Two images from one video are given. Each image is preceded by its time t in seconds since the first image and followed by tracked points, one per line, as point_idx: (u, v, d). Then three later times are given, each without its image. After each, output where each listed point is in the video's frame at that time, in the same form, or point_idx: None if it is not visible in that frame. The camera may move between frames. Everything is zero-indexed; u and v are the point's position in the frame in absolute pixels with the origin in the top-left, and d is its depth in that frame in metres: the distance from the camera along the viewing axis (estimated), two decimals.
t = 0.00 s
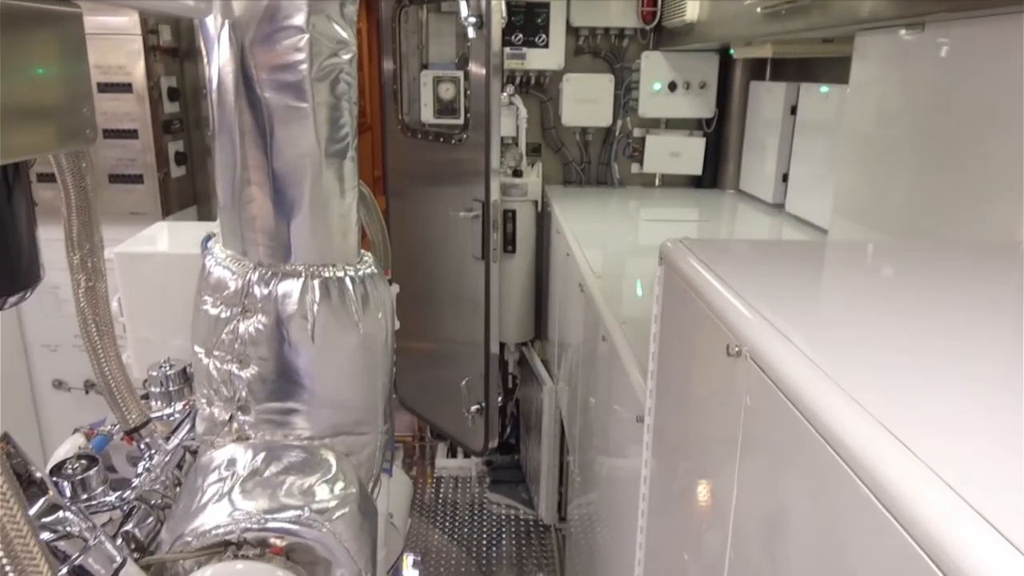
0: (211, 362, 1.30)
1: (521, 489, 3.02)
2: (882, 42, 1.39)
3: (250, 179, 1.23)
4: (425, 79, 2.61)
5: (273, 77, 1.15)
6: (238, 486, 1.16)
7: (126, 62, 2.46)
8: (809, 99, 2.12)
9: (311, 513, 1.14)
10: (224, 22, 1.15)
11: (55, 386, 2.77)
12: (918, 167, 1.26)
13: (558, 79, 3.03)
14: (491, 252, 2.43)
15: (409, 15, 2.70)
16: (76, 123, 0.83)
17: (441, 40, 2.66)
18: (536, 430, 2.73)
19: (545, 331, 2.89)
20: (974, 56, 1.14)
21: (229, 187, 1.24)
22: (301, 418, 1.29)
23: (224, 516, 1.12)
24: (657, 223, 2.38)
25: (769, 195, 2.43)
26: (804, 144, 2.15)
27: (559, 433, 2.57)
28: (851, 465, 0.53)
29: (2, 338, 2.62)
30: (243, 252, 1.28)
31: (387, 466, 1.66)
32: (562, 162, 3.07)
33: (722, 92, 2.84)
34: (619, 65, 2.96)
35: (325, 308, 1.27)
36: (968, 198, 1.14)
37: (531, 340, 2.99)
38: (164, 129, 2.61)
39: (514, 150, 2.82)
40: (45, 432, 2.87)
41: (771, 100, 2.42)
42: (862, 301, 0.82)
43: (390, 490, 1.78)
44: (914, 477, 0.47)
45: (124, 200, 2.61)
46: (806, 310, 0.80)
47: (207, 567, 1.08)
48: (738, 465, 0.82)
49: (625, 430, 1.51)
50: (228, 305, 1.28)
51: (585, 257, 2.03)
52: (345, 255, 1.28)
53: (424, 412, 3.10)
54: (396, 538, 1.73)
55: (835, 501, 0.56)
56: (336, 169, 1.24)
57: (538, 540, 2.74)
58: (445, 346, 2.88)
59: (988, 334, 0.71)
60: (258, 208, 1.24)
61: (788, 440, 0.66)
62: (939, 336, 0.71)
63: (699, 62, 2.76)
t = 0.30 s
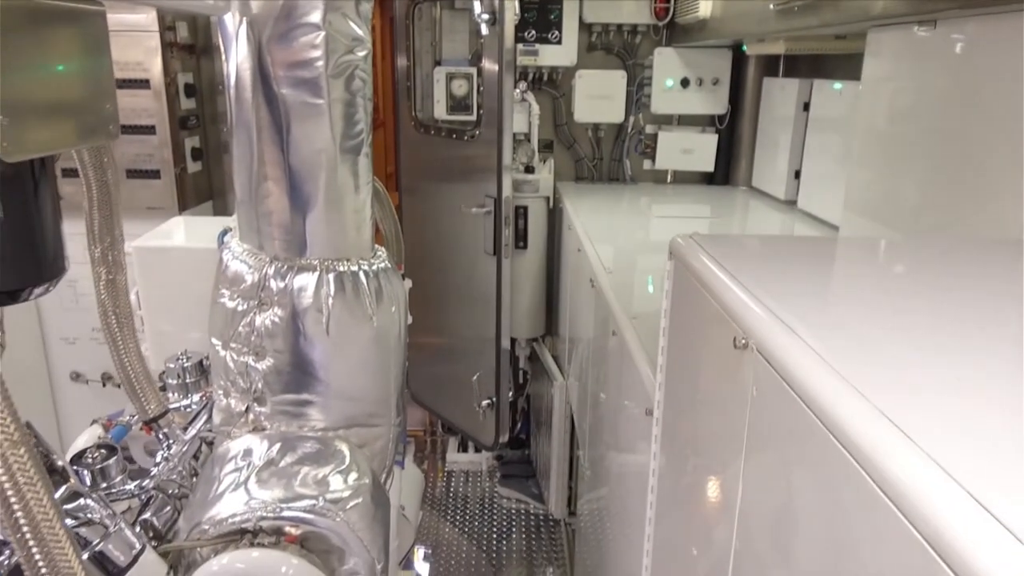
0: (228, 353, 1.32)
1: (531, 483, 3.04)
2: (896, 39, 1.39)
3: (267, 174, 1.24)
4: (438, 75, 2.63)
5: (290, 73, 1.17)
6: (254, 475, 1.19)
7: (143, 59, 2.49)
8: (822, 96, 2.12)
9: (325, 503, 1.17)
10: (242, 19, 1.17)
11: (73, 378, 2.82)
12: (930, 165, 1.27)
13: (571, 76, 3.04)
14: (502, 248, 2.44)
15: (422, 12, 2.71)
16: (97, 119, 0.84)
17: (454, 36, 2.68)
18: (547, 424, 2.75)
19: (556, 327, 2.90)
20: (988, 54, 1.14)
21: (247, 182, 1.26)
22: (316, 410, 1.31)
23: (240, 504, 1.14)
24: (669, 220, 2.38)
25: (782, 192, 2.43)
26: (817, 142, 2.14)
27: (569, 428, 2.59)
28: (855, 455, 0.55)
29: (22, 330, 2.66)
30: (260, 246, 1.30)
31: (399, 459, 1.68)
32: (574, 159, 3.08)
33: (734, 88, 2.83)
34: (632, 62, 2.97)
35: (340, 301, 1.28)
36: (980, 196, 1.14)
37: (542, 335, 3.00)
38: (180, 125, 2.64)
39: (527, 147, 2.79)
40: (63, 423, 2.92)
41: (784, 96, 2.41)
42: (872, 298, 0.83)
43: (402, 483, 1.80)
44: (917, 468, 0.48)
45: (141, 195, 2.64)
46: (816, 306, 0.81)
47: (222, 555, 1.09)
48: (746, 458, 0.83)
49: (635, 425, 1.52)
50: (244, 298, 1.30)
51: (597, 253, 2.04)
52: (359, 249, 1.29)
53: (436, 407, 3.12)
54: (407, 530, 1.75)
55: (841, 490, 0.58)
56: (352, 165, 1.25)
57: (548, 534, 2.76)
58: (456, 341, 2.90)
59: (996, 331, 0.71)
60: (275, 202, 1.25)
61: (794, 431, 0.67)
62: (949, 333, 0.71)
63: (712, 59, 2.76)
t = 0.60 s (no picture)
0: (236, 351, 1.33)
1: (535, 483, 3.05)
2: (899, 42, 1.40)
3: (276, 175, 1.26)
4: (443, 76, 2.64)
5: (299, 76, 1.18)
6: (263, 472, 1.20)
7: (152, 60, 2.51)
8: (826, 97, 2.13)
9: (332, 499, 1.18)
10: (253, 23, 1.19)
11: (81, 377, 2.84)
12: (931, 168, 1.28)
13: (576, 77, 3.05)
14: (507, 248, 2.46)
15: (428, 14, 2.73)
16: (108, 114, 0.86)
17: (459, 38, 2.69)
18: (551, 424, 2.76)
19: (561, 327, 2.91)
20: (991, 57, 1.15)
21: (256, 183, 1.27)
22: (324, 408, 1.32)
23: (249, 500, 1.16)
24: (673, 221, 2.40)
25: (786, 193, 2.44)
26: (821, 143, 2.15)
27: (573, 427, 2.60)
28: (855, 454, 0.57)
29: (31, 329, 2.69)
30: (269, 246, 1.32)
31: (404, 457, 1.70)
32: (578, 159, 3.10)
33: (739, 89, 2.84)
34: (637, 63, 2.98)
35: (348, 300, 1.29)
36: (982, 198, 1.15)
37: (546, 335, 3.01)
38: (188, 126, 2.66)
39: (532, 147, 2.82)
40: (71, 422, 2.94)
41: (788, 97, 2.42)
42: (873, 299, 0.84)
43: (407, 481, 1.81)
44: (916, 468, 0.50)
45: (149, 195, 2.66)
46: (819, 307, 0.82)
47: (233, 549, 1.11)
48: (748, 459, 0.84)
49: (639, 425, 1.54)
50: (253, 297, 1.31)
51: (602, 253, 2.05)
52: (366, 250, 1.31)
53: (440, 406, 3.14)
54: (413, 528, 1.76)
55: (840, 488, 0.59)
56: (359, 166, 1.27)
57: (552, 533, 2.78)
58: (461, 341, 2.92)
59: (997, 333, 0.72)
60: (284, 203, 1.27)
61: (795, 430, 0.69)
62: (950, 334, 0.72)
63: (717, 60, 2.76)
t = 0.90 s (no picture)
0: (238, 348, 1.31)
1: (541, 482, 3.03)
2: (913, 33, 1.37)
3: (278, 168, 1.24)
4: (449, 72, 2.62)
5: (302, 67, 1.15)
6: (264, 470, 1.18)
7: (156, 56, 2.50)
8: (836, 92, 2.10)
9: (335, 498, 1.16)
10: (254, 13, 1.16)
11: (85, 374, 2.83)
12: (946, 162, 1.25)
13: (582, 73, 3.02)
14: (513, 245, 2.43)
15: (433, 9, 2.71)
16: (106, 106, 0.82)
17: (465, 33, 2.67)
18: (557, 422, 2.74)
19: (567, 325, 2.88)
20: (1009, 48, 1.12)
21: (258, 177, 1.25)
22: (326, 405, 1.30)
23: (250, 499, 1.14)
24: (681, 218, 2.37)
25: (795, 189, 2.41)
26: (832, 139, 2.12)
27: (579, 426, 2.58)
28: (876, 446, 0.54)
29: (35, 326, 2.68)
30: (271, 241, 1.29)
31: (409, 455, 1.68)
32: (584, 156, 3.08)
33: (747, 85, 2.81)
34: (644, 59, 2.95)
35: (351, 296, 1.27)
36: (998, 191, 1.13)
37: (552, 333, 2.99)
38: (192, 122, 2.64)
39: (538, 143, 2.79)
40: (75, 419, 2.93)
41: (797, 93, 2.39)
42: (889, 293, 0.81)
43: (412, 480, 1.80)
44: (941, 461, 0.48)
45: (153, 191, 2.65)
46: (836, 301, 0.79)
47: (233, 548, 1.09)
48: (760, 458, 0.82)
49: (646, 424, 1.51)
50: (255, 292, 1.29)
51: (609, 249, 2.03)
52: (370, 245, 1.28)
53: (445, 404, 3.12)
54: (417, 527, 1.74)
55: (860, 483, 0.57)
56: (363, 159, 1.24)
57: (557, 532, 2.75)
58: (466, 339, 2.90)
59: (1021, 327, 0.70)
60: (286, 197, 1.24)
61: (811, 425, 0.67)
62: (972, 328, 0.70)
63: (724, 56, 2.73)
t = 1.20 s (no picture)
0: (244, 341, 1.31)
1: (546, 476, 3.03)
2: (920, 29, 1.37)
3: (284, 163, 1.24)
4: (455, 67, 2.62)
5: (306, 62, 1.16)
6: (270, 463, 1.19)
7: (164, 51, 2.51)
8: (843, 88, 2.09)
9: (340, 491, 1.17)
10: (260, 8, 1.17)
11: (93, 368, 2.85)
12: (952, 157, 1.25)
13: (588, 68, 3.02)
14: (518, 241, 2.44)
15: (440, 5, 2.71)
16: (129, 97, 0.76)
17: (471, 29, 2.67)
18: (562, 417, 2.74)
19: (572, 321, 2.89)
20: (1016, 42, 1.12)
21: (264, 171, 1.26)
22: (332, 398, 1.31)
23: (256, 491, 1.15)
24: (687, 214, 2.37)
25: (801, 185, 2.40)
26: (838, 135, 2.11)
27: (584, 421, 2.59)
28: (873, 439, 0.55)
29: (43, 320, 2.70)
30: (277, 235, 1.30)
31: (414, 449, 1.69)
32: (590, 152, 3.08)
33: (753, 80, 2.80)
34: (650, 54, 2.95)
35: (356, 290, 1.28)
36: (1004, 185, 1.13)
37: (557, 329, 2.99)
38: (200, 117, 2.65)
39: (543, 139, 2.77)
40: (83, 413, 2.96)
41: (804, 89, 2.38)
42: (894, 288, 0.81)
43: (417, 473, 1.80)
44: (938, 453, 0.48)
45: (161, 186, 2.66)
46: (838, 295, 0.79)
47: (239, 540, 1.10)
48: (762, 453, 0.82)
49: (651, 419, 1.52)
50: (261, 286, 1.29)
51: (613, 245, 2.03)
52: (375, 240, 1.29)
53: (451, 399, 3.13)
54: (422, 521, 1.75)
55: (858, 475, 0.58)
56: (368, 154, 1.25)
57: (562, 527, 2.76)
58: (472, 334, 2.90)
59: None
60: (292, 191, 1.25)
61: (811, 418, 0.67)
62: (977, 323, 0.70)
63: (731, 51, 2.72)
